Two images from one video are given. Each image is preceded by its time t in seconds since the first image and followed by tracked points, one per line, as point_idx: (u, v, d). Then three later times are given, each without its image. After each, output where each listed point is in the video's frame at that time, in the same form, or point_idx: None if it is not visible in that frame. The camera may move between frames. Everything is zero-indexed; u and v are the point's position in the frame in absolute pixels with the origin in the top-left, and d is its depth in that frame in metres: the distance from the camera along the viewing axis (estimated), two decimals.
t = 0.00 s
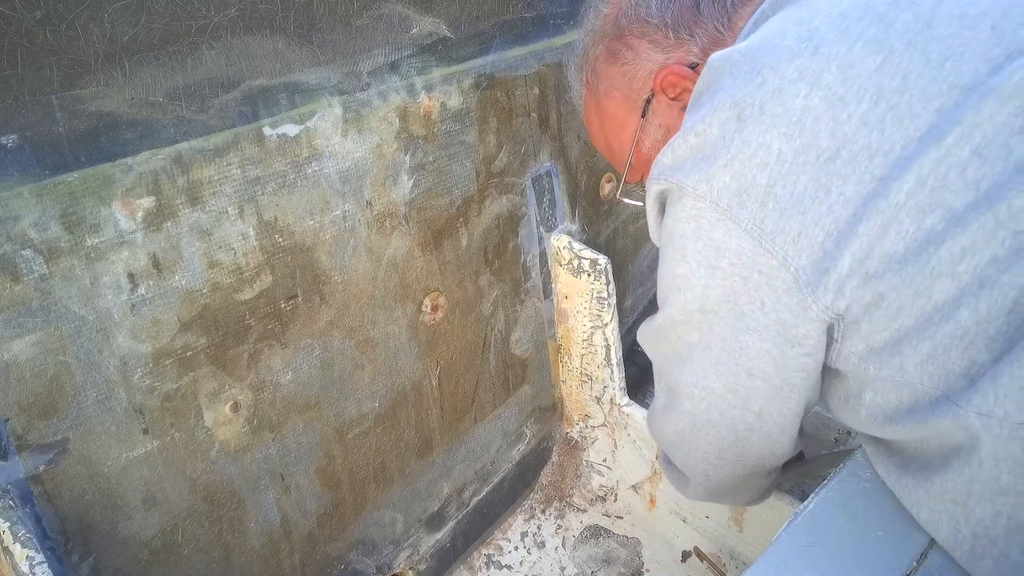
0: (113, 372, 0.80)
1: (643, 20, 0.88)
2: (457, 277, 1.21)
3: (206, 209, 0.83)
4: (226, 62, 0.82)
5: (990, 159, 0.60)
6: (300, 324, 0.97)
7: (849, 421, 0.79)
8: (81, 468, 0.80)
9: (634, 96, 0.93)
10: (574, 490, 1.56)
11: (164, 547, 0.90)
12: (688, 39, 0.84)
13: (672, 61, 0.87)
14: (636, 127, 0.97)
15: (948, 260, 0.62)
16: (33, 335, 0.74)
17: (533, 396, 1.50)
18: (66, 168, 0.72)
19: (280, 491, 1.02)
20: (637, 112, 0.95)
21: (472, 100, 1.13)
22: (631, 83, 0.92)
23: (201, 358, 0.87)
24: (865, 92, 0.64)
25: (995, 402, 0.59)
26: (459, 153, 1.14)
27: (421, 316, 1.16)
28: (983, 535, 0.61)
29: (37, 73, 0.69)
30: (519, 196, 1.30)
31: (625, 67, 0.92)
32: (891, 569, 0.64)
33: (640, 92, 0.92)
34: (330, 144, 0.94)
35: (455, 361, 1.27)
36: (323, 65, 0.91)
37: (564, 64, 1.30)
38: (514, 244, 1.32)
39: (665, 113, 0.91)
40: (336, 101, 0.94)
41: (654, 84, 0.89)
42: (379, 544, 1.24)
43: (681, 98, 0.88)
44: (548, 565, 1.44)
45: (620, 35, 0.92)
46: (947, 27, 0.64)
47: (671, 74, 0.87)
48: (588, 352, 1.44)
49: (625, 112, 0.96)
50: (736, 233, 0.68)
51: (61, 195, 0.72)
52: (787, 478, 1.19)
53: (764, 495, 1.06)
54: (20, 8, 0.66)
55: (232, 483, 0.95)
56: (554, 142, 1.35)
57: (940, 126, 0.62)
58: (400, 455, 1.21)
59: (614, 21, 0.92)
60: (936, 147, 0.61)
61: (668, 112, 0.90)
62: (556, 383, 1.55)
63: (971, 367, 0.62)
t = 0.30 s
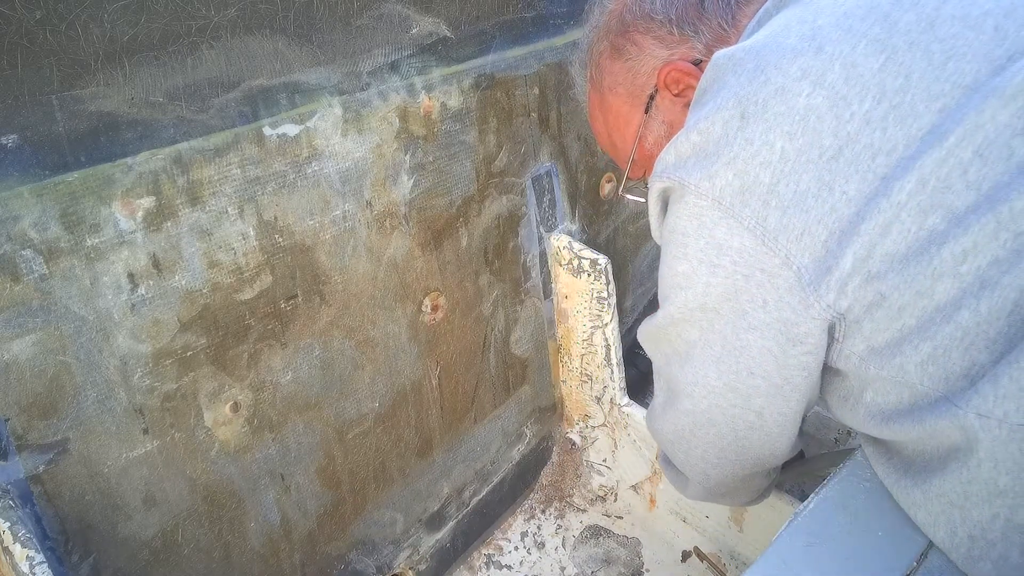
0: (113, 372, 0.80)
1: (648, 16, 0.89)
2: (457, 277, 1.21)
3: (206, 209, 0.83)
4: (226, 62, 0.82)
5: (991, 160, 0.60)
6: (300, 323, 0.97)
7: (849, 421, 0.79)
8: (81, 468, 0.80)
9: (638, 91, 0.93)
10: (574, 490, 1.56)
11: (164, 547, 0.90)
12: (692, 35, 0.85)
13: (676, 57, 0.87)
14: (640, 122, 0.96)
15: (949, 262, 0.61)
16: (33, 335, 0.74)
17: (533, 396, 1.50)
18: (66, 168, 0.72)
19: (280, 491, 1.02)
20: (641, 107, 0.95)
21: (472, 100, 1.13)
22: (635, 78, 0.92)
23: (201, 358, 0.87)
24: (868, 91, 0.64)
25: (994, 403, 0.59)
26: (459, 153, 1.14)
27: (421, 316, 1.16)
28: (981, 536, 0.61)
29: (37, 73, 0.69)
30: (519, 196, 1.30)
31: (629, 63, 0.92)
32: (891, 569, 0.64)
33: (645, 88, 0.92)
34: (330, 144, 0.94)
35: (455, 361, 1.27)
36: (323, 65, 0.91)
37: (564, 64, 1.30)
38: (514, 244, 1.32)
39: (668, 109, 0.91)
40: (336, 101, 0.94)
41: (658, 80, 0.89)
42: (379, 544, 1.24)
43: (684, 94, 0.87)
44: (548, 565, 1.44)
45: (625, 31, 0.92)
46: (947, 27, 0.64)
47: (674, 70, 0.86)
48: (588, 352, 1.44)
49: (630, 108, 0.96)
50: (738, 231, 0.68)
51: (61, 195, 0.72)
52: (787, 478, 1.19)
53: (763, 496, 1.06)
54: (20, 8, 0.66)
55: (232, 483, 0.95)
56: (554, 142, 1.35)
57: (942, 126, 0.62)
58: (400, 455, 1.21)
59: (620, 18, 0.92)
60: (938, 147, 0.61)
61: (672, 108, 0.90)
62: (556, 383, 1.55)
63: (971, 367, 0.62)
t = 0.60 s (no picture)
0: (113, 372, 0.80)
1: (645, 19, 0.88)
2: (457, 277, 1.21)
3: (206, 209, 0.83)
4: (226, 62, 0.82)
5: (988, 162, 0.60)
6: (300, 324, 0.97)
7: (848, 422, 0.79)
8: (81, 468, 0.80)
9: (635, 94, 0.93)
10: (574, 490, 1.56)
11: (164, 547, 0.90)
12: (689, 37, 0.85)
13: (673, 59, 0.87)
14: (637, 125, 0.96)
15: (944, 264, 0.61)
16: (33, 335, 0.74)
17: (533, 396, 1.50)
18: (67, 168, 0.72)
19: (280, 491, 1.02)
20: (637, 110, 0.94)
21: (472, 100, 1.13)
22: (632, 81, 0.92)
23: (201, 358, 0.87)
24: (865, 93, 0.64)
25: (992, 404, 0.59)
26: (459, 153, 1.14)
27: (421, 317, 1.16)
28: (980, 537, 0.61)
29: (37, 73, 0.69)
30: (519, 196, 1.30)
31: (626, 66, 0.92)
32: (891, 568, 0.64)
33: (642, 91, 0.92)
34: (330, 144, 0.94)
35: (455, 361, 1.27)
36: (323, 65, 0.91)
37: (564, 64, 1.30)
38: (514, 244, 1.32)
39: (665, 112, 0.91)
40: (336, 101, 0.94)
41: (656, 83, 0.89)
42: (379, 544, 1.24)
43: (682, 96, 0.88)
44: (548, 565, 1.44)
45: (621, 34, 0.91)
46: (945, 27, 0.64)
47: (672, 72, 0.87)
48: (588, 352, 1.44)
49: (627, 111, 0.96)
50: (736, 232, 0.68)
51: (61, 195, 0.72)
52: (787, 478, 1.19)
53: (763, 496, 1.06)
54: (20, 8, 0.66)
55: (232, 483, 0.95)
56: (554, 142, 1.35)
57: (939, 128, 0.62)
58: (399, 456, 1.21)
59: (617, 21, 0.92)
60: (935, 149, 0.61)
61: (670, 111, 0.90)
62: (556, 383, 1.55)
63: (968, 369, 0.62)
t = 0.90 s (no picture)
0: (113, 372, 0.80)
1: (642, 20, 0.88)
2: (457, 277, 1.21)
3: (206, 209, 0.83)
4: (226, 62, 0.82)
5: (983, 161, 0.60)
6: (300, 324, 0.97)
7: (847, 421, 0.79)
8: (81, 468, 0.80)
9: (633, 95, 0.93)
10: (574, 490, 1.56)
11: (164, 547, 0.90)
12: (687, 37, 0.85)
13: (670, 60, 0.87)
14: (635, 126, 0.96)
15: (941, 263, 0.61)
16: (33, 335, 0.74)
17: (533, 396, 1.50)
18: (67, 168, 0.72)
19: (280, 491, 1.02)
20: (636, 110, 0.94)
21: (472, 100, 1.13)
22: (630, 82, 0.92)
23: (201, 358, 0.87)
24: (860, 93, 0.64)
25: (988, 404, 0.59)
26: (459, 153, 1.14)
27: (421, 317, 1.16)
28: (979, 537, 0.61)
29: (37, 73, 0.69)
30: (519, 196, 1.30)
31: (624, 66, 0.92)
32: (891, 569, 0.64)
33: (640, 91, 0.92)
34: (330, 144, 0.94)
35: (455, 361, 1.27)
36: (323, 65, 0.91)
37: (564, 64, 1.30)
38: (514, 244, 1.32)
39: (663, 112, 0.91)
40: (336, 101, 0.94)
41: (654, 83, 0.89)
42: (379, 544, 1.24)
43: (679, 97, 0.88)
44: (548, 565, 1.44)
45: (619, 34, 0.91)
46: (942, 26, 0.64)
47: (670, 72, 0.87)
48: (587, 352, 1.44)
49: (625, 111, 0.96)
50: (733, 233, 0.68)
51: (62, 195, 0.72)
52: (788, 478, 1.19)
53: (763, 496, 1.06)
54: (20, 8, 0.66)
55: (232, 483, 0.95)
56: (554, 142, 1.35)
57: (934, 127, 0.62)
58: (399, 455, 1.21)
59: (613, 23, 0.92)
60: (930, 148, 0.61)
61: (668, 111, 0.90)
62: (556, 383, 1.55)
63: (965, 369, 0.62)
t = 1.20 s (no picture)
0: (113, 372, 0.80)
1: (646, 20, 0.88)
2: (457, 277, 1.21)
3: (206, 209, 0.83)
4: (226, 62, 0.82)
5: (986, 155, 0.60)
6: (300, 324, 0.97)
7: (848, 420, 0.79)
8: (81, 468, 0.80)
9: (637, 94, 0.93)
10: (574, 490, 1.56)
11: (164, 547, 0.90)
12: (690, 37, 0.85)
13: (674, 58, 0.87)
14: (639, 125, 0.96)
15: (943, 258, 0.61)
16: (33, 335, 0.74)
17: (533, 396, 1.50)
18: (67, 168, 0.72)
19: (280, 491, 1.02)
20: (640, 109, 0.95)
21: (472, 100, 1.13)
22: (633, 81, 0.92)
23: (201, 358, 0.87)
24: (863, 88, 0.64)
25: (991, 400, 0.59)
26: (459, 153, 1.14)
27: (421, 316, 1.16)
28: (978, 536, 0.61)
29: (37, 73, 0.69)
30: (519, 196, 1.30)
31: (628, 65, 0.92)
32: (891, 569, 0.64)
33: (643, 90, 0.92)
34: (330, 144, 0.94)
35: (455, 361, 1.27)
36: (323, 65, 0.91)
37: (564, 64, 1.30)
38: (514, 244, 1.32)
39: (667, 111, 0.91)
40: (336, 101, 0.94)
41: (658, 82, 0.89)
42: (379, 544, 1.24)
43: (682, 95, 0.88)
44: (548, 565, 1.44)
45: (623, 33, 0.91)
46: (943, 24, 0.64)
47: (673, 71, 0.86)
48: (588, 352, 1.44)
49: (628, 110, 0.96)
50: (735, 229, 0.68)
51: (62, 195, 0.72)
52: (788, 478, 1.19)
53: (763, 495, 1.06)
54: (20, 8, 0.66)
55: (232, 483, 0.95)
56: (554, 142, 1.35)
57: (937, 121, 0.62)
58: (399, 455, 1.21)
59: (618, 20, 0.92)
60: (934, 143, 0.61)
61: (672, 110, 0.90)
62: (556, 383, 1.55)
63: (968, 365, 0.62)
